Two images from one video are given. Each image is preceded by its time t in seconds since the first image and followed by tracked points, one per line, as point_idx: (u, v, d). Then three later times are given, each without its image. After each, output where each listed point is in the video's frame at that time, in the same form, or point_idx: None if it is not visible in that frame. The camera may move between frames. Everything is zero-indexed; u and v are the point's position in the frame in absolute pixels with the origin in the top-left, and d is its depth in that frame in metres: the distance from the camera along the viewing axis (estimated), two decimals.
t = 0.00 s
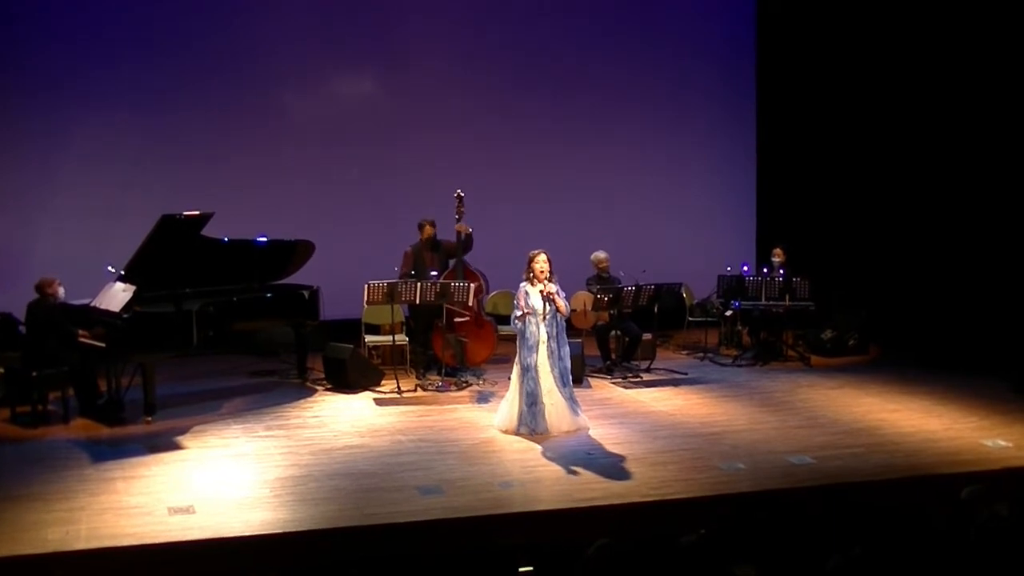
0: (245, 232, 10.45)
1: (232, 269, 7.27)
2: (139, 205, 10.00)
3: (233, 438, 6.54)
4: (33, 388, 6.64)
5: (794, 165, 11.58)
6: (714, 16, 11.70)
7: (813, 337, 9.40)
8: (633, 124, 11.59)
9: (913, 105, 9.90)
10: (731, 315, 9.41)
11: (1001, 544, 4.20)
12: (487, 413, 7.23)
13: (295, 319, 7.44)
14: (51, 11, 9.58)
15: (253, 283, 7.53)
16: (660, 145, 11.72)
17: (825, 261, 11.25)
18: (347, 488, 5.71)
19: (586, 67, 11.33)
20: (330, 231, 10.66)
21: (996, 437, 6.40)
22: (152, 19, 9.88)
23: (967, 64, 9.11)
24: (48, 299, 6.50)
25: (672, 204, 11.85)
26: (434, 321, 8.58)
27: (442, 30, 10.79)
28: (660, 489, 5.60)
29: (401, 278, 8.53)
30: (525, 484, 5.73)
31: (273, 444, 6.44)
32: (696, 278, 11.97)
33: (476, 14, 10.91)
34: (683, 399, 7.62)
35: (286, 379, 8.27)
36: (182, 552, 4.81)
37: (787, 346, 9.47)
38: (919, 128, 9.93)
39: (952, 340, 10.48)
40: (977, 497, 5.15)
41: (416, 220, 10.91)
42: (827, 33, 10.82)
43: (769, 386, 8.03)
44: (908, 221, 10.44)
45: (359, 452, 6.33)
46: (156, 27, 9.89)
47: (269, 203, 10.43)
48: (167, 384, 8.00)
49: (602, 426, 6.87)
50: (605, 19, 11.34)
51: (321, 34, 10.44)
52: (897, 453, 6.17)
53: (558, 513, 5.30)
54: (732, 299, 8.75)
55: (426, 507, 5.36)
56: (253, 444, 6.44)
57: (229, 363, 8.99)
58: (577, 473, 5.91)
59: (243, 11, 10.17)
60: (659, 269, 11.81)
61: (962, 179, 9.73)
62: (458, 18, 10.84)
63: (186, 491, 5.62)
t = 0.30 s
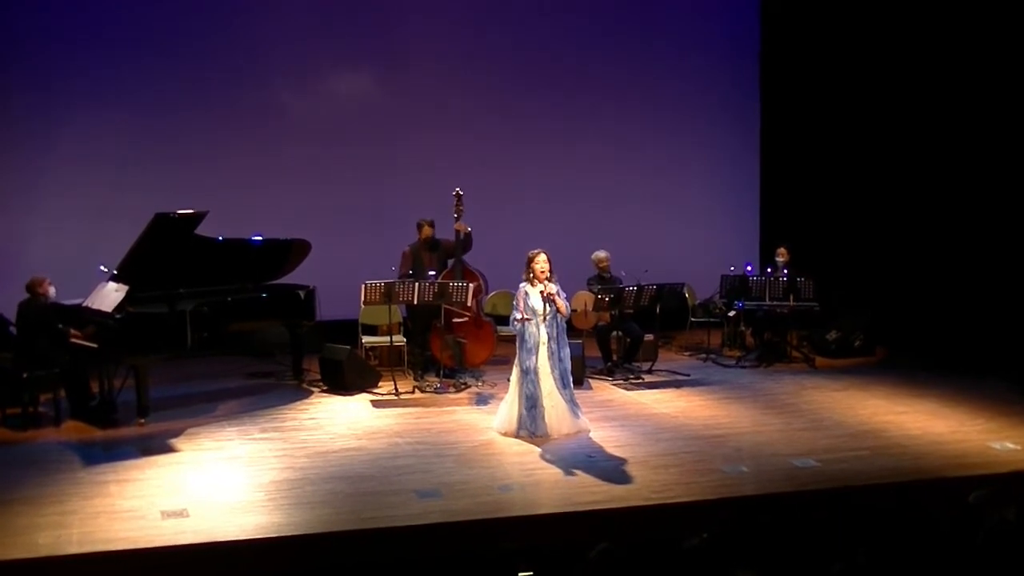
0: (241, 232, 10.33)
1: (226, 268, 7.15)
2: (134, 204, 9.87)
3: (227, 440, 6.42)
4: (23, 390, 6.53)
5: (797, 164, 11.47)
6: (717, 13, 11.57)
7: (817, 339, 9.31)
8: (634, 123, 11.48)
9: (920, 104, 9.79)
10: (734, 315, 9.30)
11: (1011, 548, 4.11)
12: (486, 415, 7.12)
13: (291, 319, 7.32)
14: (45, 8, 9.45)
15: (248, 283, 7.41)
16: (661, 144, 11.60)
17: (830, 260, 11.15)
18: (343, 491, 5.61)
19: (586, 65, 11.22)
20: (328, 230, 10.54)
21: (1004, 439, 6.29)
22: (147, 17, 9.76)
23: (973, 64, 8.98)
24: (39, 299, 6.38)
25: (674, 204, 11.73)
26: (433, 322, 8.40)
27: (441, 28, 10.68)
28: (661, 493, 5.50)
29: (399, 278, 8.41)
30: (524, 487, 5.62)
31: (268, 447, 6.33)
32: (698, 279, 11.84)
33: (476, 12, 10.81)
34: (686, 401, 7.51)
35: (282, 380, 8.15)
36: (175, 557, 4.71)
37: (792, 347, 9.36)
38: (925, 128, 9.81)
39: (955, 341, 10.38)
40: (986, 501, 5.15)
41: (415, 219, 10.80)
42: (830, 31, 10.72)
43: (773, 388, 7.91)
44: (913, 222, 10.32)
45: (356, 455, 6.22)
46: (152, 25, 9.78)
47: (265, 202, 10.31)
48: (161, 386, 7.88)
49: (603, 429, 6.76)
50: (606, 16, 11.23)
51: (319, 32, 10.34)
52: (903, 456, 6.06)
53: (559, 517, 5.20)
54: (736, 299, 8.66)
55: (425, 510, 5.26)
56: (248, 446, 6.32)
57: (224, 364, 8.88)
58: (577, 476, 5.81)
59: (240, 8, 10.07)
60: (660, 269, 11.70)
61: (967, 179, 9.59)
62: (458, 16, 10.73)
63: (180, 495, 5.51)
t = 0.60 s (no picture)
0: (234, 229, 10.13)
1: (215, 266, 6.96)
2: (124, 201, 9.65)
3: (216, 443, 6.24)
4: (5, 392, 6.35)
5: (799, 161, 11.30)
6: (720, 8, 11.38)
7: (823, 339, 9.13)
8: (635, 120, 11.29)
9: (924, 99, 9.72)
10: (737, 315, 9.13)
11: None
12: (483, 417, 6.94)
13: (282, 319, 7.14)
14: None
15: (238, 282, 7.22)
16: (662, 140, 11.41)
17: (834, 258, 11.06)
18: (335, 495, 5.44)
19: (586, 60, 11.04)
20: (322, 228, 10.34)
21: (1016, 442, 6.12)
22: (138, 9, 9.55)
23: (980, 59, 8.89)
24: (22, 298, 6.26)
25: (675, 202, 11.53)
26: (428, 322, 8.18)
27: (439, 21, 10.49)
28: (663, 497, 5.33)
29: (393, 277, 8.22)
30: (522, 492, 5.44)
31: (258, 450, 6.15)
32: (698, 278, 11.64)
33: (474, 6, 10.62)
34: (687, 403, 7.33)
35: (272, 382, 7.97)
36: (160, 563, 4.55)
37: (798, 347, 9.16)
38: (930, 122, 9.76)
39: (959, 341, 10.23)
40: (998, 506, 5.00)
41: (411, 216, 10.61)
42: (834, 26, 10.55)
43: (777, 390, 7.73)
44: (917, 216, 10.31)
45: (348, 459, 6.04)
46: (142, 17, 9.57)
47: (259, 199, 10.10)
48: (147, 387, 7.70)
49: (603, 432, 6.57)
50: (606, 11, 11.05)
51: (314, 25, 10.15)
52: (912, 459, 5.90)
53: (557, 522, 5.03)
54: (739, 298, 8.49)
55: (420, 515, 5.09)
56: (237, 450, 6.15)
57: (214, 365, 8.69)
58: (576, 480, 5.64)
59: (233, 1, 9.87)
60: (660, 267, 11.51)
61: (972, 173, 9.58)
62: (456, 10, 10.55)
63: (167, 499, 5.34)
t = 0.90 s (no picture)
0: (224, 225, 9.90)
1: (200, 262, 6.72)
2: (109, 195, 9.39)
3: (201, 446, 6.04)
4: None
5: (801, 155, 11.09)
6: None
7: (828, 337, 8.94)
8: (635, 113, 11.04)
9: (927, 94, 9.47)
10: (741, 312, 8.98)
11: None
12: (477, 419, 6.74)
13: (270, 317, 6.95)
14: None
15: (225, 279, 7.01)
16: (661, 133, 11.17)
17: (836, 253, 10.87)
18: (324, 500, 5.23)
19: (585, 52, 10.79)
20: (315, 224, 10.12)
21: None
22: None
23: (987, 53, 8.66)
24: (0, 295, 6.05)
25: (675, 196, 11.31)
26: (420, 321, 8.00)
27: (434, 11, 10.20)
28: (663, 502, 5.13)
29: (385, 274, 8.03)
30: (518, 496, 5.24)
31: (244, 453, 5.95)
32: (700, 274, 11.43)
33: None
34: (689, 403, 7.13)
35: (259, 382, 7.77)
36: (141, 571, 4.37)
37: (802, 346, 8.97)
38: (931, 118, 9.49)
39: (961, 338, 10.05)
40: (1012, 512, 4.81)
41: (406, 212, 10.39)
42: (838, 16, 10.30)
43: (782, 390, 7.54)
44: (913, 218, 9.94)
45: (338, 462, 5.84)
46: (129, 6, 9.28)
47: (250, 193, 9.81)
48: (130, 388, 7.48)
49: (601, 433, 6.37)
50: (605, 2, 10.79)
51: (306, 15, 9.83)
52: (921, 462, 5.70)
53: (554, 527, 4.84)
54: (742, 295, 8.33)
55: (412, 521, 4.90)
56: (222, 452, 5.94)
57: (199, 365, 8.48)
58: (573, 484, 5.44)
59: None
60: (658, 264, 11.31)
61: (969, 171, 9.29)
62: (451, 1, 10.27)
63: (150, 503, 5.15)
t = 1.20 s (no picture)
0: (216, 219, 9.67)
1: (186, 256, 6.51)
2: (97, 188, 9.14)
3: (187, 447, 5.85)
4: None
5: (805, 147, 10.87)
6: None
7: (837, 334, 8.77)
8: (638, 105, 10.68)
9: (936, 84, 9.26)
10: (746, 308, 8.82)
11: None
12: (473, 418, 6.55)
13: (260, 312, 6.76)
14: None
15: (213, 274, 6.80)
16: (667, 124, 10.83)
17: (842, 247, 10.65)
18: (315, 502, 5.04)
19: (588, 41, 10.43)
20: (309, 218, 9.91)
21: None
22: None
23: (1003, 42, 8.48)
24: None
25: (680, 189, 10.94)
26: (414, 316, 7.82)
27: None
28: (665, 504, 4.95)
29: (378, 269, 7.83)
30: (516, 498, 5.05)
31: (232, 454, 5.76)
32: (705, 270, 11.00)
33: None
34: (692, 402, 6.94)
35: (248, 380, 7.59)
36: None
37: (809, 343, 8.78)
38: (939, 109, 9.29)
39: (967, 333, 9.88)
40: None
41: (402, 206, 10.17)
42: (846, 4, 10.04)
43: (788, 389, 7.35)
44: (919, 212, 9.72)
45: (329, 463, 5.65)
46: None
47: (244, 186, 9.57)
48: (114, 387, 7.29)
49: (601, 433, 6.18)
50: None
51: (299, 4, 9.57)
52: (931, 462, 5.52)
53: (554, 530, 4.65)
54: (747, 290, 8.19)
55: (406, 523, 4.71)
56: (210, 453, 5.75)
57: (186, 363, 8.28)
58: (573, 485, 5.25)
59: None
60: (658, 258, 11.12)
61: (978, 164, 9.09)
62: None
63: (136, 505, 4.97)
